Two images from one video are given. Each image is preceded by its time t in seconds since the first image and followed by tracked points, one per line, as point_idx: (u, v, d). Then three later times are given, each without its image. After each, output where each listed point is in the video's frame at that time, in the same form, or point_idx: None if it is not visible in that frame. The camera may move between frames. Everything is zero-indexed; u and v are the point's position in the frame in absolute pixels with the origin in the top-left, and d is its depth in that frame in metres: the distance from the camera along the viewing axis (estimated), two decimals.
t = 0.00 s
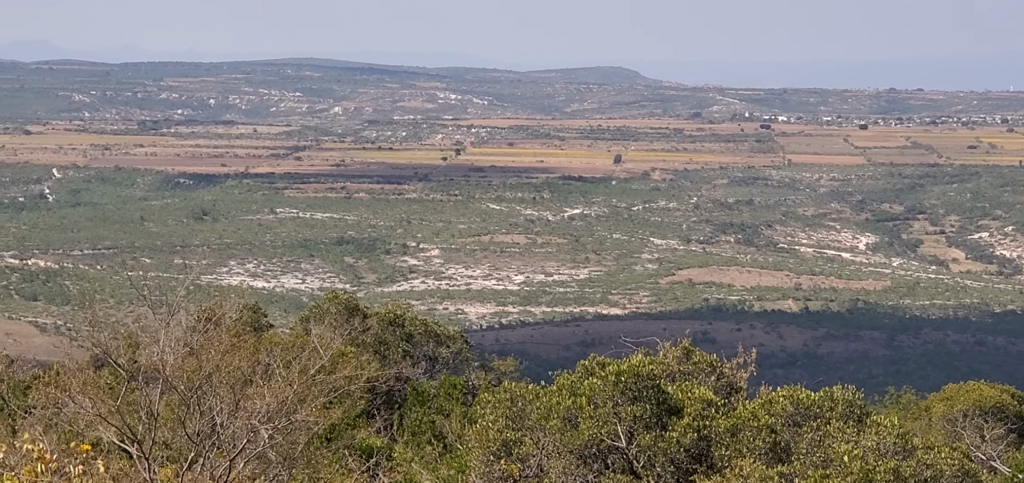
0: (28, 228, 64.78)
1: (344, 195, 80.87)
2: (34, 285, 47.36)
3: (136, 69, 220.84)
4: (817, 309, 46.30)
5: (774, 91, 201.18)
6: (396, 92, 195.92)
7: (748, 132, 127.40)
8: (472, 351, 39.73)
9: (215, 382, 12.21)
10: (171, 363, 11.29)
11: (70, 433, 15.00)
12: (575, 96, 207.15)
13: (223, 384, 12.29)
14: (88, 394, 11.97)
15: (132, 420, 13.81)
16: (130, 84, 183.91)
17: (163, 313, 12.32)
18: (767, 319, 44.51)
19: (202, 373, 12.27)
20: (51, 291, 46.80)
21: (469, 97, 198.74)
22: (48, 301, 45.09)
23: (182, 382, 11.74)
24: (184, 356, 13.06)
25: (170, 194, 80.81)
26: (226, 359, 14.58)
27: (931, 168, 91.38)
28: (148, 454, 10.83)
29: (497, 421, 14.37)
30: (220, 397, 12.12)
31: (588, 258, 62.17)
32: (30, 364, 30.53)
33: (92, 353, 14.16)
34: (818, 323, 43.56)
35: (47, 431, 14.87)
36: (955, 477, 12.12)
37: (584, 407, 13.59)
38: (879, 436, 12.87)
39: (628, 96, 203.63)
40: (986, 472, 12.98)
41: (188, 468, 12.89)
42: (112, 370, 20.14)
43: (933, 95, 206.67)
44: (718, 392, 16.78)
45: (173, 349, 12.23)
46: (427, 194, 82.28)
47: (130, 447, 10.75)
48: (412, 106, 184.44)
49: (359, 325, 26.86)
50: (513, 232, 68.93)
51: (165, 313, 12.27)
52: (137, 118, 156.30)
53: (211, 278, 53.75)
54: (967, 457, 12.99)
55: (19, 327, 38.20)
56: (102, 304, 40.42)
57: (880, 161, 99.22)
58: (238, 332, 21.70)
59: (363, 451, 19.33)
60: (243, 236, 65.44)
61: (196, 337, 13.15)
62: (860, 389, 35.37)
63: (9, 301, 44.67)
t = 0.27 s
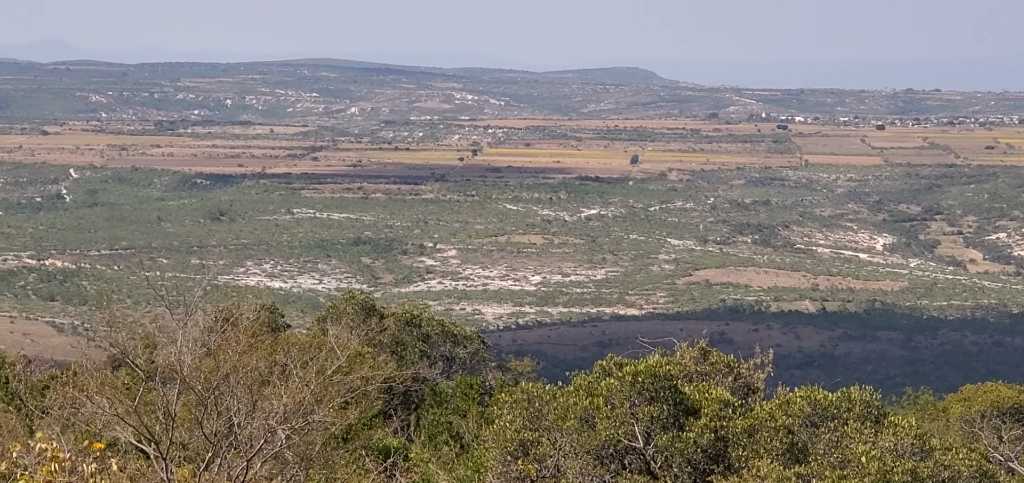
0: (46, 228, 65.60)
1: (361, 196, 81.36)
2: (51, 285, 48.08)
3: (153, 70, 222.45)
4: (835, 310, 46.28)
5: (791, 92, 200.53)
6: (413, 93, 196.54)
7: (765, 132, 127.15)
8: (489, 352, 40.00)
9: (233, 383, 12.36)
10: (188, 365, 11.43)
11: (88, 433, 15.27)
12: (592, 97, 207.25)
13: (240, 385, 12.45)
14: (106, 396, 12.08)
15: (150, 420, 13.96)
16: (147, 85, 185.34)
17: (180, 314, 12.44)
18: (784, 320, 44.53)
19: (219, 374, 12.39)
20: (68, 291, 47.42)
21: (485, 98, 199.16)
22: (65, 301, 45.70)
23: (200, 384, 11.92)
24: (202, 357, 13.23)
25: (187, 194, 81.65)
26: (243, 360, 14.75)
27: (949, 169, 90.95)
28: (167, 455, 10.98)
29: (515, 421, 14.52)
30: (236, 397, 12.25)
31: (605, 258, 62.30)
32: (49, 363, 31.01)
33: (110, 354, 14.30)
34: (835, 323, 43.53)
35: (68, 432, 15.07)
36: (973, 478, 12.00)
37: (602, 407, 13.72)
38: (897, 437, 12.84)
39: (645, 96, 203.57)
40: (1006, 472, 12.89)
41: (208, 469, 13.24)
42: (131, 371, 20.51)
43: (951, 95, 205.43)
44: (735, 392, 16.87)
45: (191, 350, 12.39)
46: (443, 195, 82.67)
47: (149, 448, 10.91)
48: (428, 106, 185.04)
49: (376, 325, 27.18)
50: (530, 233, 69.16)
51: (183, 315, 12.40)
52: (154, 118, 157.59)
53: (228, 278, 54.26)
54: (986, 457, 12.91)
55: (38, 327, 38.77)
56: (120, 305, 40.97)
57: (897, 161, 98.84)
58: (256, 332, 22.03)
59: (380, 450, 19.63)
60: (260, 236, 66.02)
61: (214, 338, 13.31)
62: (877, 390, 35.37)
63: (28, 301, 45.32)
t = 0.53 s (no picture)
0: (64, 228, 66.38)
1: (379, 196, 81.79)
2: (69, 285, 48.66)
3: (171, 69, 224.05)
4: (852, 311, 46.15)
5: (809, 91, 199.68)
6: (431, 92, 197.06)
7: (783, 132, 126.71)
8: (506, 352, 40.18)
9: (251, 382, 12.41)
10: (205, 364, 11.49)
11: (105, 433, 15.43)
12: (609, 96, 207.16)
13: (258, 385, 12.52)
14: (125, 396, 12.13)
15: (167, 421, 13.97)
16: (165, 86, 186.77)
17: (199, 314, 12.52)
18: (801, 321, 44.44)
19: (237, 374, 12.42)
20: (86, 291, 47.97)
21: (502, 98, 199.44)
22: (83, 301, 46.24)
23: (218, 384, 11.99)
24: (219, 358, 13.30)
25: (205, 194, 82.37)
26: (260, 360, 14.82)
27: (968, 169, 90.38)
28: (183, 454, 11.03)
29: (532, 421, 14.39)
30: (254, 398, 12.32)
31: (623, 259, 62.34)
32: (67, 363, 31.39)
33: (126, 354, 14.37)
34: (852, 324, 43.39)
35: (87, 433, 15.20)
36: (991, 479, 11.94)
37: (619, 408, 13.50)
38: (915, 438, 12.75)
39: (662, 96, 203.29)
40: None
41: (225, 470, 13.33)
42: (146, 371, 20.72)
43: (971, 95, 203.93)
44: (752, 393, 16.72)
45: (207, 352, 12.41)
46: (460, 195, 82.94)
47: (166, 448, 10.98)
48: (446, 106, 185.49)
49: (393, 326, 27.43)
50: (547, 233, 69.29)
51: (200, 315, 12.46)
52: (171, 118, 158.84)
53: (245, 278, 54.68)
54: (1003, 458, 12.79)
55: (56, 327, 39.25)
56: (137, 305, 41.44)
57: (916, 162, 98.29)
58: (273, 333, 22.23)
59: (397, 451, 19.81)
60: (277, 236, 66.51)
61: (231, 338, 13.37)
62: (894, 391, 35.26)
63: (46, 301, 45.89)
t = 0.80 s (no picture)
0: (80, 228, 67.19)
1: (395, 196, 82.28)
2: (85, 286, 49.31)
3: (186, 70, 225.75)
4: (869, 311, 46.09)
5: (825, 92, 199.01)
6: (446, 93, 197.68)
7: (799, 133, 126.46)
8: (522, 353, 40.44)
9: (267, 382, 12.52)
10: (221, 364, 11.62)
11: (122, 434, 15.62)
12: (625, 97, 207.23)
13: (274, 385, 12.62)
14: (142, 396, 12.20)
15: (184, 421, 14.00)
16: (182, 86, 188.27)
17: (215, 314, 12.65)
18: (818, 321, 44.42)
19: (252, 374, 12.50)
20: (102, 291, 48.58)
21: (518, 98, 199.81)
22: (99, 301, 46.85)
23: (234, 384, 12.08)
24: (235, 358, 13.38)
25: (220, 194, 83.14)
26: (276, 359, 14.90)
27: (985, 170, 89.96)
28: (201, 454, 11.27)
29: (549, 422, 14.33)
30: (271, 398, 12.44)
31: (639, 259, 62.47)
32: (83, 363, 31.79)
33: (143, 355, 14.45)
34: (869, 325, 43.35)
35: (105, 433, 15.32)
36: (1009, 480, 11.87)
37: (636, 409, 13.40)
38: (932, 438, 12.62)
39: (678, 97, 203.15)
40: None
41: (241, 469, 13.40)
42: (162, 370, 20.98)
43: (989, 95, 202.60)
44: (769, 394, 16.64)
45: (223, 351, 12.50)
46: (476, 195, 83.31)
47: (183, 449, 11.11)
48: (461, 107, 186.01)
49: (409, 326, 27.65)
50: (563, 234, 69.49)
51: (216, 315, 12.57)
52: (187, 119, 160.18)
53: (261, 278, 55.19)
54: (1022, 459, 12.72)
55: (73, 327, 39.79)
56: (153, 305, 42.00)
57: (933, 162, 97.92)
58: (289, 333, 22.51)
59: (414, 452, 20.04)
60: (293, 237, 67.03)
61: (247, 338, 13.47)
62: (911, 391, 35.22)
63: (63, 301, 46.50)
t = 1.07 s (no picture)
0: (97, 228, 68.00)
1: (411, 196, 82.71)
2: (102, 286, 49.97)
3: (203, 70, 227.36)
4: (886, 312, 46.00)
5: (842, 92, 198.19)
6: (463, 93, 198.17)
7: (816, 133, 126.07)
8: (539, 353, 40.66)
9: (283, 383, 12.71)
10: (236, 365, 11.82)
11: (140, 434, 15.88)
12: (642, 97, 207.17)
13: (290, 386, 12.81)
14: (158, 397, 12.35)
15: (199, 420, 14.17)
16: (199, 87, 189.63)
17: (231, 315, 12.86)
18: (835, 322, 44.38)
19: (268, 374, 12.69)
20: (119, 291, 49.21)
21: (535, 98, 200.07)
22: (115, 301, 47.49)
23: (250, 384, 12.26)
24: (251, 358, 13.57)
25: (237, 195, 83.85)
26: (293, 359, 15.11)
27: (1002, 170, 89.44)
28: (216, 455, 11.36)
29: (565, 423, 14.45)
30: (287, 398, 12.63)
31: (656, 259, 62.55)
32: (101, 363, 32.28)
33: (160, 355, 14.61)
34: (886, 325, 43.27)
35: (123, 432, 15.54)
36: None
37: (652, 409, 13.53)
38: (950, 440, 12.66)
39: (695, 97, 202.85)
40: None
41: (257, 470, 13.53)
42: (179, 371, 21.28)
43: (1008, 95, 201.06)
44: (786, 394, 16.71)
45: (239, 352, 12.69)
46: (493, 195, 83.61)
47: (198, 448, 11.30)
48: (478, 107, 186.45)
49: (426, 326, 27.92)
50: (580, 234, 69.65)
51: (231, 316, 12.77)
52: (204, 119, 161.37)
53: (278, 278, 55.67)
54: None
55: (90, 327, 40.35)
56: (169, 305, 42.57)
57: (950, 162, 97.41)
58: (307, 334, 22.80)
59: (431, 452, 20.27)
60: (310, 237, 67.55)
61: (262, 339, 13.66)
62: (927, 392, 35.19)
63: (80, 301, 47.11)
